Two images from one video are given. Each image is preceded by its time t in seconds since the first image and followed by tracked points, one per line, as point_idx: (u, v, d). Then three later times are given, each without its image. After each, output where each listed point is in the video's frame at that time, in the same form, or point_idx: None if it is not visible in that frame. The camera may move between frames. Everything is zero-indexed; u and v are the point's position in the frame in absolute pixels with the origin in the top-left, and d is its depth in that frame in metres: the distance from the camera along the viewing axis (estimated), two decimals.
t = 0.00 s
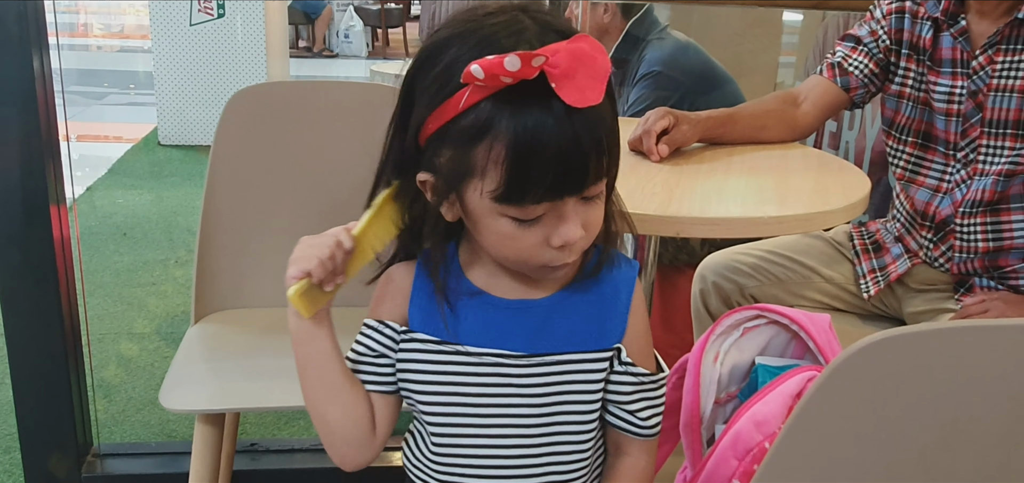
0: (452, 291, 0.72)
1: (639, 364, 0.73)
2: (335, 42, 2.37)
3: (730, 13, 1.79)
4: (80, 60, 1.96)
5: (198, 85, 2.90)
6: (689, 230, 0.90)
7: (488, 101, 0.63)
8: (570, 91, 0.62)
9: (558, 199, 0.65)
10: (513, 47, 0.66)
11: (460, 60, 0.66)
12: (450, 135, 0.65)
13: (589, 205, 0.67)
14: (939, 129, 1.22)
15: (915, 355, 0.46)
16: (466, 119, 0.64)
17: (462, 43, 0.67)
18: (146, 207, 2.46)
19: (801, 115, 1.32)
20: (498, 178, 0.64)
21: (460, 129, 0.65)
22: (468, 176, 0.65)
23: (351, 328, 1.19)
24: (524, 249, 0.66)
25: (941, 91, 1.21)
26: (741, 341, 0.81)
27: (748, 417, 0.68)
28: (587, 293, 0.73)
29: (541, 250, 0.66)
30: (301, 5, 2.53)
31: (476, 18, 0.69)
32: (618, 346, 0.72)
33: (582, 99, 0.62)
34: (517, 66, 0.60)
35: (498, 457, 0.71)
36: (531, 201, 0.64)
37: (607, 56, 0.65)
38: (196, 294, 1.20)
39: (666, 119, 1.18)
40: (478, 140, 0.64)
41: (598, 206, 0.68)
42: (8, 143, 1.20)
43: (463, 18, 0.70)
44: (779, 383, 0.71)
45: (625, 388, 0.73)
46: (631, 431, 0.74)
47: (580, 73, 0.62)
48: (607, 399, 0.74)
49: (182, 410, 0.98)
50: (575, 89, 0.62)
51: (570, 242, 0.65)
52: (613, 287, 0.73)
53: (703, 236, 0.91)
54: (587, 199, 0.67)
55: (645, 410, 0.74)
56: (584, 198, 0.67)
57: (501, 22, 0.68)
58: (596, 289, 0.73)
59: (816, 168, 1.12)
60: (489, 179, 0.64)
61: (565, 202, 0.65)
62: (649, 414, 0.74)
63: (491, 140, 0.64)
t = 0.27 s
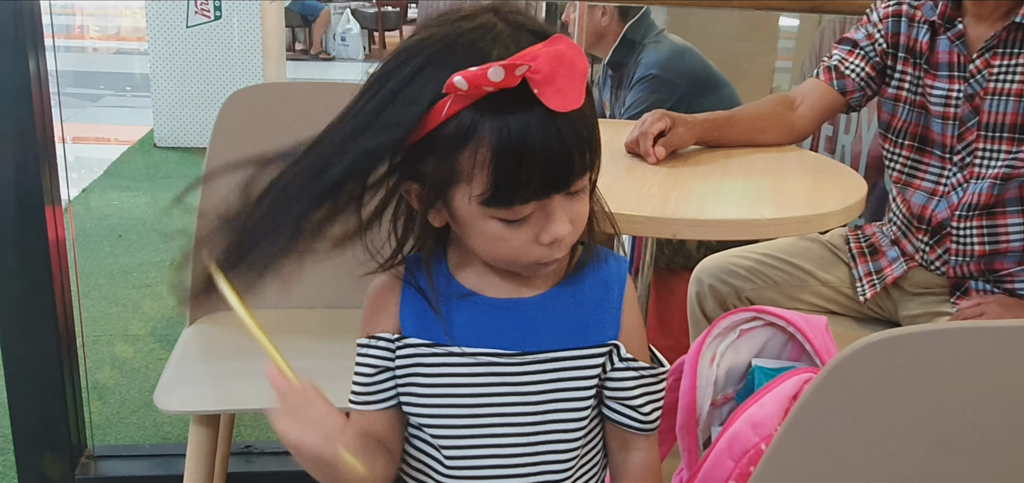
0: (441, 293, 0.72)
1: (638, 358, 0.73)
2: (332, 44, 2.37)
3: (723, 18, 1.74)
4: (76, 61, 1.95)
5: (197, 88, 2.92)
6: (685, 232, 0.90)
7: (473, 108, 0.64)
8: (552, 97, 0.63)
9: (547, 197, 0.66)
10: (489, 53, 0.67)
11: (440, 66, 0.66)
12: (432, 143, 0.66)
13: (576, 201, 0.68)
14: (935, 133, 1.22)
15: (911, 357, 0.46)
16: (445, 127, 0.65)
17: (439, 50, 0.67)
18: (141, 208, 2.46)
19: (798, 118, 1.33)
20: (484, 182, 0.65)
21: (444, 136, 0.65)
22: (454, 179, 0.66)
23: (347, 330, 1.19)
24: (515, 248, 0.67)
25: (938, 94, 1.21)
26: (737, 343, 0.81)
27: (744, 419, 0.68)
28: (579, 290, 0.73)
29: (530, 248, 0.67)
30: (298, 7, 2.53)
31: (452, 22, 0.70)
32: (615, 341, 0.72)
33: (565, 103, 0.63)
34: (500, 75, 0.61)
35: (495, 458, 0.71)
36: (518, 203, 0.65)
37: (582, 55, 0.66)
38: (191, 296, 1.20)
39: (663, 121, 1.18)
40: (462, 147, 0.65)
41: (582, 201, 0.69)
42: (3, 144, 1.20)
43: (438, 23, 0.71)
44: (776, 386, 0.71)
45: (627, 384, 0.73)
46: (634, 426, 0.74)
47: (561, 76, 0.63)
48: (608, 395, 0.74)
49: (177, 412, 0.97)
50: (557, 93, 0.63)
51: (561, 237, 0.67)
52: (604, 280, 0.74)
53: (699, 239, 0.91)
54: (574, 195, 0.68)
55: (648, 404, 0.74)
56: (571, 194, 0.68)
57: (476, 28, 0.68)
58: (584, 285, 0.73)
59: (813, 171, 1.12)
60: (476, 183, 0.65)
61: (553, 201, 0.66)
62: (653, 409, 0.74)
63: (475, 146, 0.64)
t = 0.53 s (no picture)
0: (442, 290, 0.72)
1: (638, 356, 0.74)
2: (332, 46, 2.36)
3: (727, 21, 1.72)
4: (76, 62, 1.95)
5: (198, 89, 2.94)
6: (687, 233, 0.90)
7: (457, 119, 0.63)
8: (531, 106, 0.62)
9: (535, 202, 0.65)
10: (474, 59, 0.65)
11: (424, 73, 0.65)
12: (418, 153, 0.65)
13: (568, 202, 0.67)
14: (936, 135, 1.23)
15: (919, 355, 0.45)
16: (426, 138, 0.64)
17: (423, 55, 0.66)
18: (141, 210, 2.45)
19: (799, 120, 1.33)
20: (471, 191, 0.64)
21: (429, 146, 0.64)
22: (442, 187, 0.65)
23: (347, 331, 1.19)
24: (506, 251, 0.67)
25: (939, 97, 1.21)
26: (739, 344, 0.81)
27: (747, 420, 0.68)
28: (578, 291, 0.73)
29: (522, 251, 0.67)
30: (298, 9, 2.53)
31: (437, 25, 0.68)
32: (615, 338, 0.73)
33: (546, 111, 0.63)
34: (476, 88, 0.60)
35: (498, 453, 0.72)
36: (505, 210, 0.65)
37: (563, 60, 0.65)
38: (191, 297, 1.19)
39: (665, 123, 1.18)
40: (448, 155, 0.64)
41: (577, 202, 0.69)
42: (4, 146, 1.20)
43: (423, 25, 0.69)
44: (779, 388, 0.71)
45: (627, 381, 0.74)
46: (631, 423, 0.75)
47: (540, 84, 0.62)
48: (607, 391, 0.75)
49: (177, 412, 0.97)
50: (535, 103, 0.62)
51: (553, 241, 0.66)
52: (605, 279, 0.74)
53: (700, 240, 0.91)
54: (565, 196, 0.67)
55: (645, 401, 0.75)
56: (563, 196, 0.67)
57: (462, 32, 0.67)
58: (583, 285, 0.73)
59: (815, 174, 1.11)
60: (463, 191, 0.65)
61: (542, 204, 0.66)
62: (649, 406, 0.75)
63: (460, 155, 0.63)
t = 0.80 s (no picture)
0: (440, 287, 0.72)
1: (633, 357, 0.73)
2: (332, 46, 2.36)
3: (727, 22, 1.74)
4: (77, 61, 1.96)
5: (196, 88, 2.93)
6: (685, 230, 0.90)
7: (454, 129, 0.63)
8: (523, 120, 0.62)
9: (530, 210, 0.65)
10: (472, 66, 0.65)
11: (422, 81, 0.65)
12: (415, 159, 0.65)
13: (567, 206, 0.67)
14: (934, 134, 1.23)
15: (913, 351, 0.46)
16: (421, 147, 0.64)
17: (422, 63, 0.66)
18: (141, 209, 2.46)
19: (797, 119, 1.33)
20: (466, 199, 0.64)
21: (426, 153, 0.64)
22: (439, 193, 0.66)
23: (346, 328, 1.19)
24: (504, 253, 0.67)
25: (938, 95, 1.21)
26: (737, 341, 0.81)
27: (744, 416, 0.68)
28: (577, 291, 0.73)
29: (520, 254, 0.67)
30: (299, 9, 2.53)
31: (436, 29, 0.68)
32: (613, 336, 0.72)
33: (538, 123, 0.62)
34: (466, 104, 0.60)
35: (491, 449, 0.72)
36: (501, 218, 0.65)
37: (560, 70, 0.65)
38: (191, 294, 1.20)
39: (663, 121, 1.18)
40: (444, 163, 0.64)
41: (576, 205, 0.69)
42: (5, 144, 1.20)
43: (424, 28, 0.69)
44: (776, 383, 0.71)
45: (623, 380, 0.73)
46: (627, 423, 0.75)
47: (533, 97, 0.62)
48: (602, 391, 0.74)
49: (177, 409, 0.97)
50: (528, 117, 0.62)
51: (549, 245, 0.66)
52: (604, 278, 0.74)
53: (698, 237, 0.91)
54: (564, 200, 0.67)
55: (641, 402, 0.74)
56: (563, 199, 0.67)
57: (461, 37, 0.66)
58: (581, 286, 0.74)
59: (814, 172, 1.11)
60: (459, 198, 0.65)
61: (540, 210, 0.66)
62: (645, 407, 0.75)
63: (455, 163, 0.64)
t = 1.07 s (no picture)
0: (428, 281, 0.73)
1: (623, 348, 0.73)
2: (331, 45, 2.36)
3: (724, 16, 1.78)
4: (75, 61, 1.95)
5: (195, 87, 2.91)
6: (680, 226, 0.90)
7: (452, 120, 0.63)
8: (523, 118, 0.62)
9: (520, 207, 0.65)
10: (474, 62, 0.65)
11: (423, 71, 0.65)
12: (410, 149, 0.66)
13: (558, 205, 0.68)
14: (931, 131, 1.23)
15: (905, 345, 0.46)
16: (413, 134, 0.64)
17: (423, 54, 0.66)
18: (139, 208, 2.46)
19: (793, 116, 1.33)
20: (458, 191, 0.64)
21: (421, 143, 0.65)
22: (431, 185, 0.66)
23: (343, 325, 1.19)
24: (492, 249, 0.67)
25: (934, 92, 1.22)
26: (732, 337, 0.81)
27: (738, 412, 0.68)
28: (567, 287, 0.73)
29: (509, 251, 0.67)
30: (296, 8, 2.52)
31: (441, 22, 0.68)
32: (603, 328, 0.73)
33: (536, 123, 0.62)
34: (468, 99, 0.60)
35: (484, 446, 0.72)
36: (491, 214, 0.65)
37: (563, 72, 0.65)
38: (187, 293, 1.20)
39: (659, 118, 1.18)
40: (437, 155, 0.64)
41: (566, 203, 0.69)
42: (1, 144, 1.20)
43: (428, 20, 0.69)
44: (769, 379, 0.71)
45: (614, 371, 0.74)
46: (618, 414, 0.75)
47: (534, 96, 0.62)
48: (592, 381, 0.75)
49: (173, 406, 0.97)
50: (528, 116, 0.62)
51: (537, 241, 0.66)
52: (594, 274, 0.75)
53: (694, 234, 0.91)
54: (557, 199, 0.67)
55: (632, 393, 0.75)
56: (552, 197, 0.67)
57: (465, 31, 0.67)
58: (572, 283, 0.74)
59: (809, 169, 1.11)
60: (451, 190, 0.65)
61: (530, 209, 0.66)
62: (637, 398, 0.75)
63: (449, 156, 0.64)
